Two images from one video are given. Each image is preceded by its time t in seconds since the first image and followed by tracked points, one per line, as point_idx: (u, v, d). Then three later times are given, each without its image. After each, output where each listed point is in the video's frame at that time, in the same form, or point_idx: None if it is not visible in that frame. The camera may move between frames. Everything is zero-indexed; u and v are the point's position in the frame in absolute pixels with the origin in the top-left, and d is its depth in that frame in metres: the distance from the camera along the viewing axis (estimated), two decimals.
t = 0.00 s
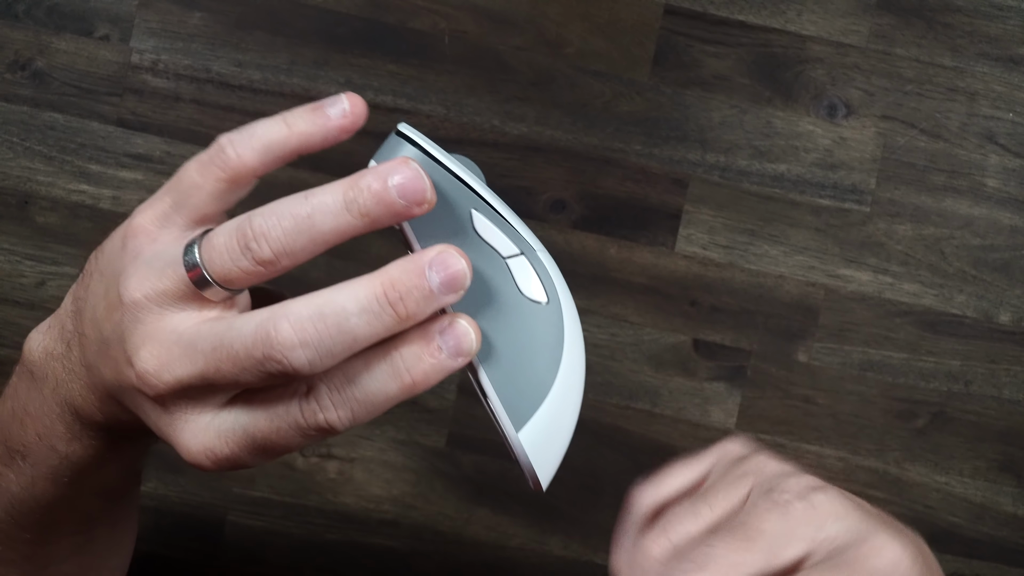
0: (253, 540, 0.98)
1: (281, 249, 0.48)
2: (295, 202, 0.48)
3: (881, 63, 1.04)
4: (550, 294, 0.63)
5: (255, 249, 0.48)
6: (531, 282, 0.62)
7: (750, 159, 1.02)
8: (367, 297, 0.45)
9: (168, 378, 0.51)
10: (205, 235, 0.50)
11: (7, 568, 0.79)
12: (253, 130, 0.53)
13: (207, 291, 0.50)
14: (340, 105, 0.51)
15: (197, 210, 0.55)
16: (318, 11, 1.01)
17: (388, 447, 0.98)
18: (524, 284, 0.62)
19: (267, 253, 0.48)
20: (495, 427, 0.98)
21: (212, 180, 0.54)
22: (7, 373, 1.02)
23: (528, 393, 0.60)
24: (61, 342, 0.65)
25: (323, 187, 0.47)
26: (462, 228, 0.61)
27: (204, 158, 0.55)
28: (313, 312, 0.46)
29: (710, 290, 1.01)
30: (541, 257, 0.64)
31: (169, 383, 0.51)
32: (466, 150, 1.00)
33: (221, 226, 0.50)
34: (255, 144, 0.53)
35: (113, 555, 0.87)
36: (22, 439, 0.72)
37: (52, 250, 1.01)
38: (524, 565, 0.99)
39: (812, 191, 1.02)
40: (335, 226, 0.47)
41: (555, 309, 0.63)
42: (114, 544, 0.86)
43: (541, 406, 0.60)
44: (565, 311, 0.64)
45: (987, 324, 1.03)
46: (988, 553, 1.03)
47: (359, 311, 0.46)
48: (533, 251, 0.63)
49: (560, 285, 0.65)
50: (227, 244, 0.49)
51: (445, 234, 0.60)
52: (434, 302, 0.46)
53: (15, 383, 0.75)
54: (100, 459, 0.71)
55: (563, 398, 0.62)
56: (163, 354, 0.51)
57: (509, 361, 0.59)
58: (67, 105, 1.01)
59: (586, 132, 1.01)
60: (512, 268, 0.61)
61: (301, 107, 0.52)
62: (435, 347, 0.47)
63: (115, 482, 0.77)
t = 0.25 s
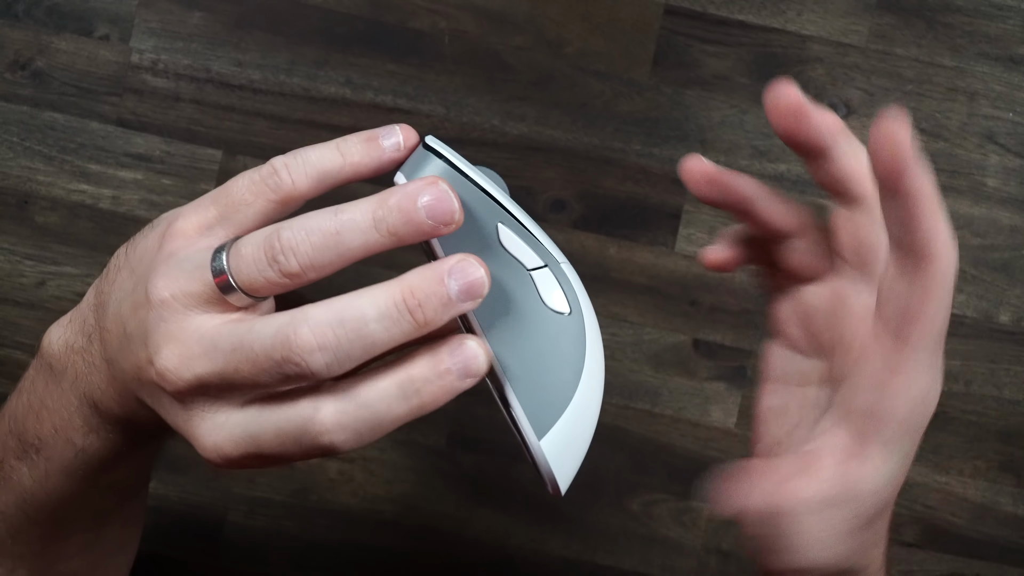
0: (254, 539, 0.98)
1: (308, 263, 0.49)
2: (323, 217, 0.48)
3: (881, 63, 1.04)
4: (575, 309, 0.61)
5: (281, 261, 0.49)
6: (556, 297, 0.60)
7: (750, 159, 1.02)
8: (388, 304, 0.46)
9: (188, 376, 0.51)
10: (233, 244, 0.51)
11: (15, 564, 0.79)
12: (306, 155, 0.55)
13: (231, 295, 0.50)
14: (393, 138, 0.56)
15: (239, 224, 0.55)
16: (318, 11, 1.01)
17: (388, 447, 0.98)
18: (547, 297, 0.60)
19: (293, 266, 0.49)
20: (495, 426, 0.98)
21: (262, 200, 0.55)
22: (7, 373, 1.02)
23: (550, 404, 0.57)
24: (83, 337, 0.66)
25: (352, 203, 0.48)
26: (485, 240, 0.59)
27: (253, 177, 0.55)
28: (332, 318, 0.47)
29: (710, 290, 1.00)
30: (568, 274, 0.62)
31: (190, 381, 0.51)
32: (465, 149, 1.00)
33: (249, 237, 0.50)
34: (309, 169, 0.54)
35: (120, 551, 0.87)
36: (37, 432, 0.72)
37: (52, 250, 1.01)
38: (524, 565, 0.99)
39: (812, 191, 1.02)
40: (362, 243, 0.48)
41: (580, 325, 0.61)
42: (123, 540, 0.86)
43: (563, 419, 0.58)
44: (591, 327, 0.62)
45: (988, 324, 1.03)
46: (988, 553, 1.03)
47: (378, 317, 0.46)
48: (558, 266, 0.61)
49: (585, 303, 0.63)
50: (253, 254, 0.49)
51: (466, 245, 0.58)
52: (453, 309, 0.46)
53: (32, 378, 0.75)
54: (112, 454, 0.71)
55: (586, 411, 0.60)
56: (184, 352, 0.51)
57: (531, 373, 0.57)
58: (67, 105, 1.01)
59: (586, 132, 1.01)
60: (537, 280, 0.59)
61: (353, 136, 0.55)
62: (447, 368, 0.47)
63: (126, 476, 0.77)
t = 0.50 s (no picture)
0: (253, 540, 0.98)
1: (301, 282, 0.49)
2: (318, 237, 0.48)
3: (881, 63, 1.04)
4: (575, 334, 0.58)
5: (275, 280, 0.49)
6: (554, 320, 0.56)
7: (750, 159, 1.02)
8: (377, 321, 0.46)
9: (180, 394, 0.51)
10: (229, 259, 0.51)
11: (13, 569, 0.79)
12: (304, 173, 0.55)
13: (224, 312, 0.51)
14: (393, 155, 0.56)
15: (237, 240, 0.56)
16: (318, 10, 1.01)
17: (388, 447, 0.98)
18: (543, 321, 0.56)
19: (287, 285, 0.49)
20: (495, 426, 0.98)
21: (260, 218, 0.56)
22: (7, 373, 1.01)
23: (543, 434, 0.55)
24: (79, 342, 0.66)
25: (347, 223, 0.48)
26: (481, 262, 0.56)
27: (253, 193, 0.56)
28: (319, 335, 0.46)
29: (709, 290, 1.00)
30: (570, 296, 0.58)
31: (180, 399, 0.51)
32: (465, 149, 1.00)
33: (243, 254, 0.51)
34: (308, 187, 0.55)
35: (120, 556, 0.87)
36: (36, 440, 0.72)
37: (52, 250, 1.01)
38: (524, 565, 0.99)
39: (812, 191, 1.02)
40: (356, 263, 0.47)
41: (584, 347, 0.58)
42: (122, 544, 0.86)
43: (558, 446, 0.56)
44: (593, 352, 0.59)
45: (987, 324, 1.03)
46: (988, 553, 1.03)
47: (369, 333, 0.46)
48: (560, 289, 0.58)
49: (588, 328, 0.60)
50: (248, 272, 0.50)
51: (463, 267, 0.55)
52: (445, 325, 0.46)
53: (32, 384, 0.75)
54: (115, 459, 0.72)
55: (588, 438, 0.57)
56: (176, 370, 0.51)
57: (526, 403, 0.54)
58: (67, 105, 1.01)
59: (586, 132, 1.01)
60: (534, 305, 0.56)
61: (352, 153, 0.56)
62: (398, 406, 0.48)
63: (127, 481, 0.78)
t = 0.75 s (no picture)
0: (254, 541, 0.98)
1: (324, 305, 0.49)
2: (341, 260, 0.48)
3: (882, 63, 1.04)
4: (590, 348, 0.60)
5: (297, 303, 0.49)
6: (571, 335, 0.59)
7: (750, 159, 1.02)
8: (405, 342, 0.46)
9: (202, 412, 0.51)
10: (249, 279, 0.51)
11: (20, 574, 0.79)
12: (320, 188, 0.54)
13: (243, 331, 0.50)
14: (410, 176, 0.55)
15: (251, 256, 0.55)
16: (318, 11, 1.01)
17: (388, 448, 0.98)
18: (561, 336, 0.59)
19: (310, 308, 0.49)
20: (495, 427, 0.98)
21: (274, 234, 0.55)
22: (7, 374, 1.01)
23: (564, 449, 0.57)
24: (91, 352, 0.66)
25: (371, 246, 0.48)
26: (499, 280, 0.58)
27: (267, 207, 0.55)
28: (347, 356, 0.47)
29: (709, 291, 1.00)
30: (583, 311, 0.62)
31: (203, 417, 0.52)
32: (465, 150, 1.00)
33: (263, 275, 0.50)
34: (323, 202, 0.54)
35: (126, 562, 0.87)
36: (45, 447, 0.72)
37: (53, 250, 1.01)
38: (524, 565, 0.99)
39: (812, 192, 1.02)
40: (382, 287, 0.48)
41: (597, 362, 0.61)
42: (127, 551, 0.86)
43: (577, 460, 0.57)
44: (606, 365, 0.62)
45: (988, 324, 1.03)
46: (988, 553, 1.03)
47: (398, 355, 0.46)
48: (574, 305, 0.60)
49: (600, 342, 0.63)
50: (270, 294, 0.49)
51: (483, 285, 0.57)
52: (470, 345, 0.47)
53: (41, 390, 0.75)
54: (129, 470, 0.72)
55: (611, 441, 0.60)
56: (198, 388, 0.51)
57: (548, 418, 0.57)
58: (67, 105, 1.01)
59: (586, 132, 1.01)
60: (553, 321, 0.59)
61: (368, 171, 0.55)
62: (419, 433, 0.48)
63: (137, 493, 0.78)
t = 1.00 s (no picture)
0: (253, 540, 0.98)
1: (313, 294, 0.49)
2: (329, 248, 0.48)
3: (881, 63, 1.04)
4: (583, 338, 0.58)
5: (285, 291, 0.49)
6: (563, 326, 0.57)
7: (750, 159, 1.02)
8: (392, 330, 0.46)
9: (193, 401, 0.52)
10: (237, 269, 0.51)
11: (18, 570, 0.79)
12: (311, 178, 0.55)
13: (232, 320, 0.50)
14: (402, 166, 0.56)
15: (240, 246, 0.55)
16: (318, 11, 1.01)
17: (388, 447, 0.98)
18: (553, 327, 0.57)
19: (298, 296, 0.49)
20: (495, 427, 0.98)
21: (265, 223, 0.55)
22: (7, 374, 1.01)
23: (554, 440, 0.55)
24: (89, 344, 0.66)
25: (358, 234, 0.48)
26: (488, 268, 0.56)
27: (258, 198, 0.55)
28: (333, 344, 0.47)
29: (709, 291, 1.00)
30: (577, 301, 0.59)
31: (193, 406, 0.52)
32: (465, 150, 1.00)
33: (252, 265, 0.50)
34: (314, 192, 0.54)
35: (124, 559, 0.87)
36: (43, 441, 0.72)
37: (52, 250, 1.01)
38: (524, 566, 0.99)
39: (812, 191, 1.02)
40: (369, 275, 0.48)
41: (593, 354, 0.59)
42: (126, 547, 0.86)
43: (568, 450, 0.55)
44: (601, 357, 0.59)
45: (988, 324, 1.03)
46: (989, 554, 1.03)
47: (383, 342, 0.46)
48: (565, 295, 0.58)
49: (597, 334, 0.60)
50: (258, 283, 0.49)
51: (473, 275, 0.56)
52: (457, 333, 0.46)
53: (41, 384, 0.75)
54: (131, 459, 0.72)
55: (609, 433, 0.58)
56: (189, 377, 0.52)
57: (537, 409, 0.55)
58: (67, 105, 1.01)
59: (586, 132, 1.01)
60: (543, 310, 0.57)
61: (359, 162, 0.55)
62: (408, 428, 0.46)
63: (137, 488, 0.80)
